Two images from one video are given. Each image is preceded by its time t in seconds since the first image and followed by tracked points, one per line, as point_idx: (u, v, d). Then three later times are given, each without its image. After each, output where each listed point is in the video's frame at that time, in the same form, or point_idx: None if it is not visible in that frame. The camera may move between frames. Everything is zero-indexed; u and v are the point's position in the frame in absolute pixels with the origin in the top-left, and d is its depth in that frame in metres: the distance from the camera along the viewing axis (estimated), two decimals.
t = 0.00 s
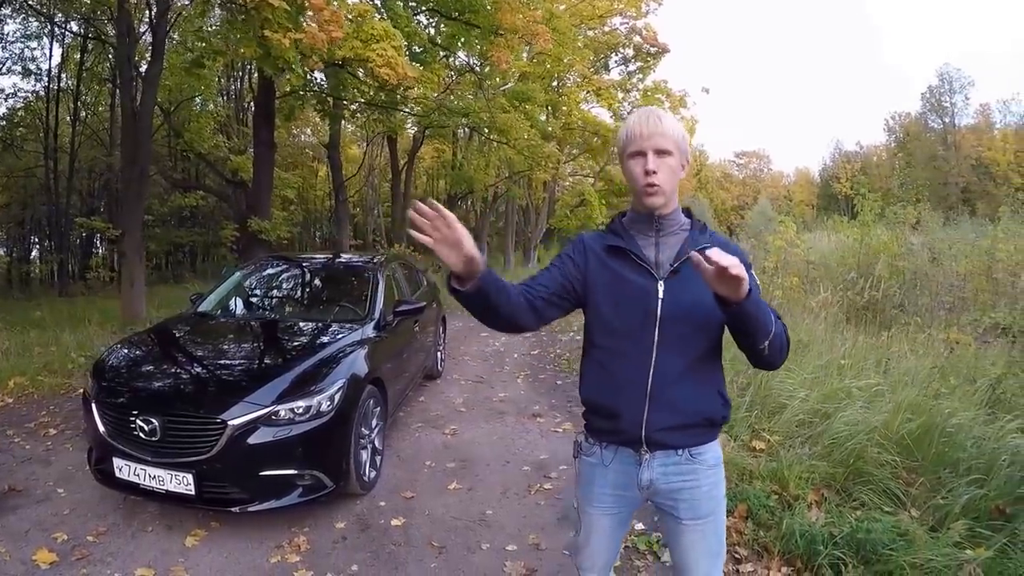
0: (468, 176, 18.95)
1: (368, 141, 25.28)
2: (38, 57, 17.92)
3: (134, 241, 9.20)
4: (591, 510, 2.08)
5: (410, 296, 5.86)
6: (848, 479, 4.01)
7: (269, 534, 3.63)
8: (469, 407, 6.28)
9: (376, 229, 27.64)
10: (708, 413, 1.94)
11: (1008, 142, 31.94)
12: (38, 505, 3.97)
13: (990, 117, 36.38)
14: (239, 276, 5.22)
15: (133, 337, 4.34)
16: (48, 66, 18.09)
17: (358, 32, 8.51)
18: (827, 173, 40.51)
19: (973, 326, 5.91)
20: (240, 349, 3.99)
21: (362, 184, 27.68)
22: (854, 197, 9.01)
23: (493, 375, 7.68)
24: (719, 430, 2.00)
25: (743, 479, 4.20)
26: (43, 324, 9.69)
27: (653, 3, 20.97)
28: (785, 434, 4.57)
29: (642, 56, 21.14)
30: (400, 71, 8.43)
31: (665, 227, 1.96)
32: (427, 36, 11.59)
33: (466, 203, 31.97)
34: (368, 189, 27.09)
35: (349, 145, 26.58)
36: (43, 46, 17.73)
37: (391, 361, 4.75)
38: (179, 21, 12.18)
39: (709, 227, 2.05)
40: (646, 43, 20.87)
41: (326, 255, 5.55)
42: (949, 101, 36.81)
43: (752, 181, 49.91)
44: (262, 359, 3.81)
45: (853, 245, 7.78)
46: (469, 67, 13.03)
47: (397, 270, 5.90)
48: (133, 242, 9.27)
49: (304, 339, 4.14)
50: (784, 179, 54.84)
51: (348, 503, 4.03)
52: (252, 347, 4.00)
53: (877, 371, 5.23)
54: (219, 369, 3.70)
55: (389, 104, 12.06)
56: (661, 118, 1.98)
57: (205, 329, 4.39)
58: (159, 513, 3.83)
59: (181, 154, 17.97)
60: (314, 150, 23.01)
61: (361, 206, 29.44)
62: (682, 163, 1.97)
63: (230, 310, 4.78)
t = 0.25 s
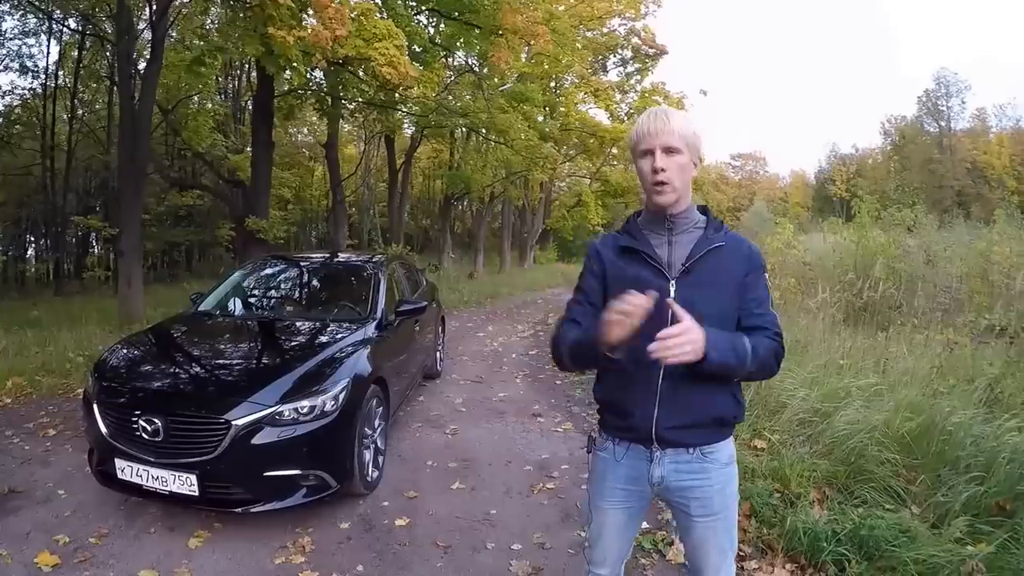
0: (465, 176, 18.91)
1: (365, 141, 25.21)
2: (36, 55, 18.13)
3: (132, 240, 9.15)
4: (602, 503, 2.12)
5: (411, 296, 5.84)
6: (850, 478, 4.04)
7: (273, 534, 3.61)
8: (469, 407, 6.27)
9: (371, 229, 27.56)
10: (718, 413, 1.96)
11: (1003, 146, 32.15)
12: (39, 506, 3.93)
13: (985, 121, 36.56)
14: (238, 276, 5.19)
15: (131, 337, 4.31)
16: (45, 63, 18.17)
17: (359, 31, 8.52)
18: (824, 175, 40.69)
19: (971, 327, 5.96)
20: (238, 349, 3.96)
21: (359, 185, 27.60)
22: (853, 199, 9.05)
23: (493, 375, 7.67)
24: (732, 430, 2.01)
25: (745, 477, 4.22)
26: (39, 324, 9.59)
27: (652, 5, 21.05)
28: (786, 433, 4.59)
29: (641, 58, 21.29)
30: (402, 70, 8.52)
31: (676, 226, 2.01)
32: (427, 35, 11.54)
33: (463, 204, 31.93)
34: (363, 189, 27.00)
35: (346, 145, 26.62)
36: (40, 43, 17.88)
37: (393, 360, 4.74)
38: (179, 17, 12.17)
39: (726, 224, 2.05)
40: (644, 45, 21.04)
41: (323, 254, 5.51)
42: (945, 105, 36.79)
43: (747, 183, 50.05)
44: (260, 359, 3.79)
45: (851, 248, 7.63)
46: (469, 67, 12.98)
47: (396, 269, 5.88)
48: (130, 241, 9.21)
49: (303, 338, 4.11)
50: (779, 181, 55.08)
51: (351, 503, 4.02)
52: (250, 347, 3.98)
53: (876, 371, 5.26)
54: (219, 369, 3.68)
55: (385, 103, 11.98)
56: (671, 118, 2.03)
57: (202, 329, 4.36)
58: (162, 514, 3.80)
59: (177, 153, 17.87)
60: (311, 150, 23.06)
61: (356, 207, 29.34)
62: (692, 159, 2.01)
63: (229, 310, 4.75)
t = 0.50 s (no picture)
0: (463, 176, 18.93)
1: (362, 140, 25.13)
2: (34, 51, 17.68)
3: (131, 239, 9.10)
4: (617, 494, 2.18)
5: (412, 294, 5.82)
6: (852, 476, 4.04)
7: (278, 535, 3.59)
8: (470, 407, 6.26)
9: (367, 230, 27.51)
10: (730, 411, 1.99)
11: (995, 150, 32.51)
12: (40, 509, 3.88)
13: (979, 126, 36.80)
14: (237, 276, 5.16)
15: (131, 337, 4.28)
16: (43, 60, 17.76)
17: (362, 29, 8.56)
18: (819, 177, 41.00)
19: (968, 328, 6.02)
20: (236, 348, 3.94)
21: (355, 185, 27.57)
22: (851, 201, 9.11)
23: (493, 375, 7.67)
24: (746, 429, 2.04)
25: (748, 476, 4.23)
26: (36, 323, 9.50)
27: (650, 7, 21.28)
28: (787, 431, 4.59)
29: (639, 59, 21.83)
30: (404, 69, 8.56)
31: (690, 225, 2.08)
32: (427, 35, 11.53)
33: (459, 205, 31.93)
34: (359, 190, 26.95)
35: (345, 143, 26.94)
36: (38, 39, 17.52)
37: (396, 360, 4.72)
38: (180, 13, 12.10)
39: (744, 221, 2.08)
40: (643, 47, 21.47)
41: (321, 254, 5.48)
42: (940, 110, 36.81)
43: (743, 184, 50.22)
44: (257, 359, 3.77)
45: (848, 250, 7.59)
46: (468, 68, 12.98)
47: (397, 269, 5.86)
48: (128, 240, 9.15)
49: (302, 338, 4.09)
50: (774, 184, 55.43)
51: (356, 503, 4.00)
52: (247, 348, 3.95)
53: (875, 370, 5.24)
54: (218, 369, 3.65)
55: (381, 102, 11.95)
56: (684, 119, 2.08)
57: (199, 329, 4.33)
58: (165, 515, 3.77)
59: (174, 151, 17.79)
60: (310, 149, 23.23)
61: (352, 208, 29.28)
62: (705, 159, 2.07)
63: (228, 310, 4.72)
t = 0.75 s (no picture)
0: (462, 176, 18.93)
1: (360, 139, 25.06)
2: (32, 48, 17.44)
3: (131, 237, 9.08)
4: (632, 487, 2.25)
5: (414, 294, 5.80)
6: (855, 473, 4.07)
7: (284, 536, 3.57)
8: (472, 406, 6.25)
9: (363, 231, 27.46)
10: (741, 409, 2.00)
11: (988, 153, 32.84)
12: (41, 510, 3.84)
13: (971, 130, 37.17)
14: (237, 276, 5.13)
15: (130, 338, 4.25)
16: (41, 57, 17.55)
17: (365, 28, 8.51)
18: (815, 180, 41.25)
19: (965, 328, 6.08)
20: (235, 348, 3.92)
21: (352, 185, 27.53)
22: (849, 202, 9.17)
23: (493, 375, 7.67)
24: (760, 427, 2.05)
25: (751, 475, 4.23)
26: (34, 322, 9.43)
27: (649, 9, 21.43)
28: (788, 431, 4.57)
29: (638, 61, 22.16)
30: (407, 69, 8.57)
31: (706, 224, 2.12)
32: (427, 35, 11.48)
33: (456, 206, 31.92)
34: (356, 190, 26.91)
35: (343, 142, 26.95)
36: (36, 36, 17.30)
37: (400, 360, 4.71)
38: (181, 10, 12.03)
39: (760, 219, 2.09)
40: (641, 49, 21.87)
41: (319, 254, 5.44)
42: (936, 113, 36.96)
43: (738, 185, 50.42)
44: (256, 359, 3.76)
45: (846, 251, 7.64)
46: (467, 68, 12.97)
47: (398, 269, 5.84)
48: (127, 239, 9.12)
49: (301, 338, 4.07)
50: (771, 186, 55.71)
51: (361, 503, 3.99)
52: (246, 347, 3.94)
53: (874, 371, 5.20)
54: (220, 369, 3.63)
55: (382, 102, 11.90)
56: (698, 122, 2.12)
57: (199, 328, 4.31)
58: (169, 516, 3.74)
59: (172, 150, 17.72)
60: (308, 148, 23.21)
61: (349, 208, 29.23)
62: (721, 159, 2.09)
63: (228, 311, 4.69)
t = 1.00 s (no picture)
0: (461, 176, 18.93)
1: (359, 139, 25.01)
2: (29, 45, 17.35)
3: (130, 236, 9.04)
4: (646, 485, 2.25)
5: (416, 293, 5.78)
6: (857, 472, 4.05)
7: (290, 536, 3.54)
8: (474, 406, 6.24)
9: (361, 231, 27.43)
10: (755, 409, 2.00)
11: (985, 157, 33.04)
12: (43, 512, 3.81)
13: (967, 133, 37.43)
14: (238, 276, 5.10)
15: (130, 338, 4.22)
16: (39, 54, 17.47)
17: (369, 27, 8.57)
18: (814, 181, 41.47)
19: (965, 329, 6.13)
20: (235, 348, 3.90)
21: (351, 186, 27.51)
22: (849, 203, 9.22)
23: (495, 375, 7.66)
24: (773, 426, 2.05)
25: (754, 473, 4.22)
26: (33, 321, 9.38)
27: (649, 11, 21.51)
28: (789, 429, 4.52)
29: (637, 63, 22.22)
30: (409, 68, 8.58)
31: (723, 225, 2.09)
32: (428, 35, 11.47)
33: (455, 207, 31.92)
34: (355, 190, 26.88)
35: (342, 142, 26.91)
36: (34, 32, 17.20)
37: (404, 359, 4.69)
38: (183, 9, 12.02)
39: (776, 221, 2.07)
40: (641, 50, 21.91)
41: (320, 254, 5.41)
42: (932, 116, 36.98)
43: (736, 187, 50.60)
44: (258, 358, 3.74)
45: (846, 252, 7.68)
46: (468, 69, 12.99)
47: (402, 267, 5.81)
48: (128, 237, 9.10)
49: (302, 337, 4.05)
50: (769, 188, 55.94)
51: (365, 504, 3.97)
52: (247, 347, 3.92)
53: (875, 371, 5.18)
54: (222, 369, 3.61)
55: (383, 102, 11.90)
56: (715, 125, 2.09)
57: (199, 327, 4.30)
58: (172, 517, 3.71)
59: (172, 149, 17.69)
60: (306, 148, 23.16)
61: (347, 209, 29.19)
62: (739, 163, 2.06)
63: (230, 310, 4.66)
